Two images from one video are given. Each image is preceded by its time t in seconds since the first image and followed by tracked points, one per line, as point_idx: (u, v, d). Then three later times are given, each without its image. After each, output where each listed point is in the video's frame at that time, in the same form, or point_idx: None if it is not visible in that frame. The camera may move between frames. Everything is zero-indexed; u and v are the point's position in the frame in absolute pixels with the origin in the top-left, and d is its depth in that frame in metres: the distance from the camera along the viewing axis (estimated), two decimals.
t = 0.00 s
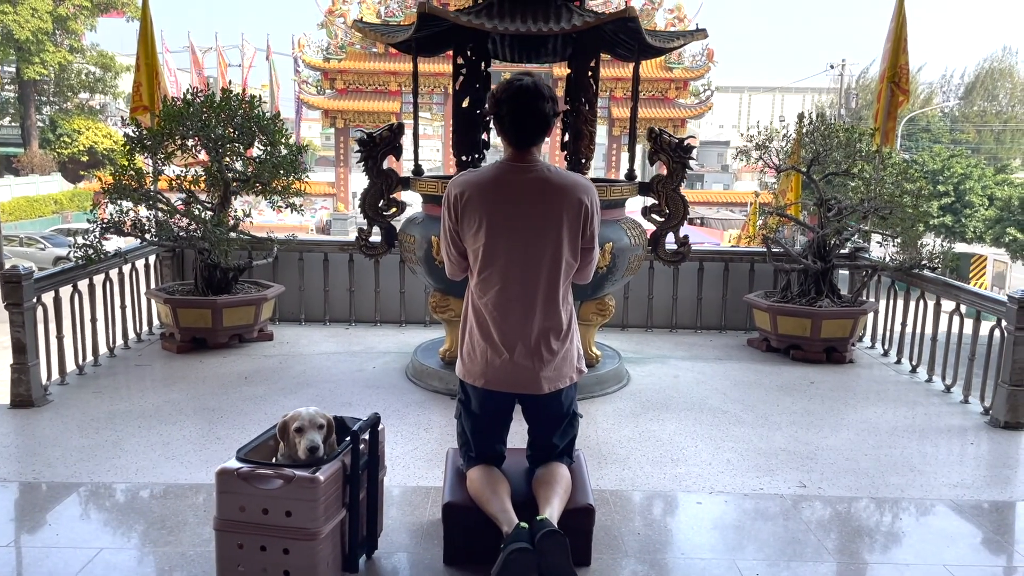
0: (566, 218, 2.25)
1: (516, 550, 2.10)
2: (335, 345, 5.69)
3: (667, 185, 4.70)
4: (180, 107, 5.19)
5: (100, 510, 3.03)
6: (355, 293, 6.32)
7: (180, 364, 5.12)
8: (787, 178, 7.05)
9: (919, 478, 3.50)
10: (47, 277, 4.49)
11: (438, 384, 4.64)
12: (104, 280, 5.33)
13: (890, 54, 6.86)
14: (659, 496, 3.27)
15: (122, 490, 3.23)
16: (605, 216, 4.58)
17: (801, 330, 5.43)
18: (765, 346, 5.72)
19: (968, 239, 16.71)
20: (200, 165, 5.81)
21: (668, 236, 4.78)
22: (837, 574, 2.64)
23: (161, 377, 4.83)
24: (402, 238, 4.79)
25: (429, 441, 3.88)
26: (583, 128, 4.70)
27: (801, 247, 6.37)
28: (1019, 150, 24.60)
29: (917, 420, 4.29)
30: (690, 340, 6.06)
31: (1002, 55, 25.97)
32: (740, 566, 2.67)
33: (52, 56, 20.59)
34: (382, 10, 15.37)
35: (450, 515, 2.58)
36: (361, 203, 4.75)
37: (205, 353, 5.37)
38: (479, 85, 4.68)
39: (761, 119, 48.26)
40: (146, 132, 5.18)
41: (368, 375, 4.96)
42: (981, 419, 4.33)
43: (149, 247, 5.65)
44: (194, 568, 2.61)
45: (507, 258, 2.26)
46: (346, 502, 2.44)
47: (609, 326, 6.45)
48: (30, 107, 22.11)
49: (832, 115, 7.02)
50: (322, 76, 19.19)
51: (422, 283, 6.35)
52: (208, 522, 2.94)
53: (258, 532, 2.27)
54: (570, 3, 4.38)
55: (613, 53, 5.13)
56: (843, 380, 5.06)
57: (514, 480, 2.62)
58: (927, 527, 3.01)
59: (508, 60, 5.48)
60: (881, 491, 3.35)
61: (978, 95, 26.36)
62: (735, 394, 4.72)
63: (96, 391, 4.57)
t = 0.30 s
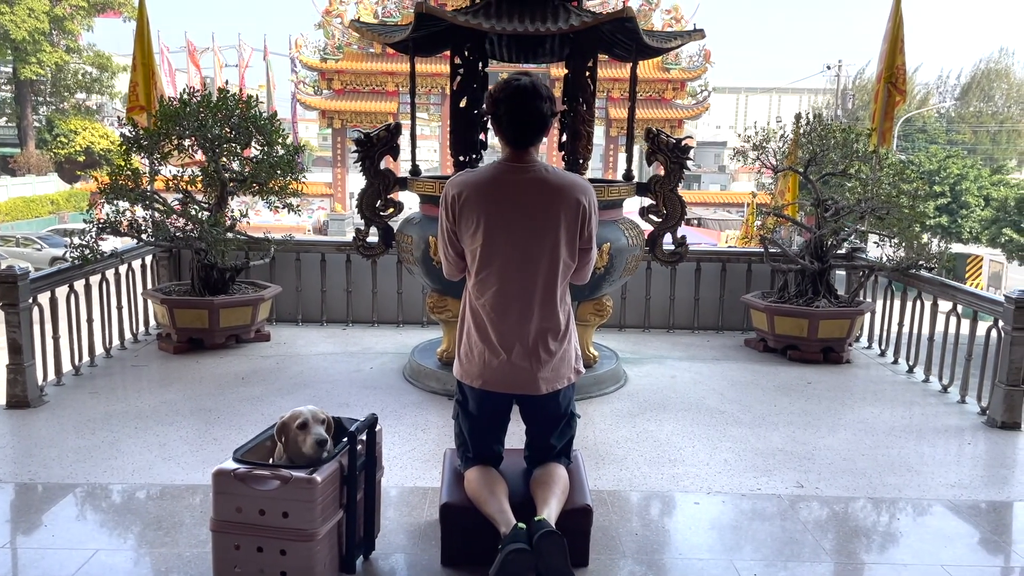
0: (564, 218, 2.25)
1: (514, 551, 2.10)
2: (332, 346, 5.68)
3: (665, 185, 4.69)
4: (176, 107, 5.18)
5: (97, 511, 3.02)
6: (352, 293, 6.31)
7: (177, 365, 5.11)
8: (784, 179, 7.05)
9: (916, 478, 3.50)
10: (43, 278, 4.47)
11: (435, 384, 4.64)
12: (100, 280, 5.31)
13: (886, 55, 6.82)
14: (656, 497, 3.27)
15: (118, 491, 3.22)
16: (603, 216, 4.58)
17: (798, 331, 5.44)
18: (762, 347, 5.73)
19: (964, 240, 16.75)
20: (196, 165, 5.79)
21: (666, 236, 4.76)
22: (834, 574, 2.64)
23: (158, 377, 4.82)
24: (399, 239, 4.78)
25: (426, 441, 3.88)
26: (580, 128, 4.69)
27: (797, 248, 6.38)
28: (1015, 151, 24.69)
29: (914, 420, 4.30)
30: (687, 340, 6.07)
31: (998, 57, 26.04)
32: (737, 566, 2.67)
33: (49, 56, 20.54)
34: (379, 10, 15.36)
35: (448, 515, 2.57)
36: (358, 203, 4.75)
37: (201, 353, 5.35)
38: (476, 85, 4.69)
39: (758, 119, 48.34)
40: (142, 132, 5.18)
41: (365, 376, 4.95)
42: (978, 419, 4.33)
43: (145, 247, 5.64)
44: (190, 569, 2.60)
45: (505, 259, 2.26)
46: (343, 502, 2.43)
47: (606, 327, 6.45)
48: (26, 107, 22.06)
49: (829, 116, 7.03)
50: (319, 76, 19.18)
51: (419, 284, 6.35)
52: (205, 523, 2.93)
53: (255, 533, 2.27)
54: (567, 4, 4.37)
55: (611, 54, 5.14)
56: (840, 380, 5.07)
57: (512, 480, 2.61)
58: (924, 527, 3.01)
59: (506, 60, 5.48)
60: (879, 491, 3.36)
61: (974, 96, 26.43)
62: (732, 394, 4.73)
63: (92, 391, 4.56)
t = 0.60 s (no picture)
0: (560, 218, 2.25)
1: (511, 551, 2.09)
2: (329, 346, 5.67)
3: (661, 185, 4.69)
4: (171, 107, 5.17)
5: (92, 512, 3.01)
6: (348, 293, 6.30)
7: (173, 365, 5.09)
8: (780, 178, 7.06)
9: (913, 477, 3.51)
10: (38, 278, 4.46)
11: (432, 384, 4.63)
12: (95, 281, 5.30)
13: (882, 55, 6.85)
14: (654, 497, 3.27)
15: (113, 491, 3.21)
16: (600, 216, 4.58)
17: (794, 330, 5.44)
18: (758, 346, 5.73)
19: (960, 239, 16.79)
20: (192, 165, 5.78)
21: (662, 236, 4.76)
22: (831, 574, 2.65)
23: (153, 378, 4.81)
24: (396, 239, 4.77)
25: (423, 441, 3.87)
26: (576, 128, 4.68)
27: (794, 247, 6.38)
28: (1010, 150, 24.75)
29: (910, 419, 4.31)
30: (683, 340, 6.07)
31: (994, 56, 26.08)
32: (734, 566, 2.67)
33: (44, 55, 20.48)
34: (375, 10, 15.34)
35: (444, 516, 2.57)
36: (354, 203, 4.74)
37: (197, 354, 5.34)
38: (473, 84, 4.68)
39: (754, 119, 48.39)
40: (138, 132, 5.16)
41: (361, 376, 4.94)
42: (974, 419, 4.34)
43: (141, 247, 5.62)
44: (186, 570, 2.60)
45: (501, 259, 2.26)
46: (339, 503, 2.43)
47: (603, 326, 6.44)
48: (21, 107, 21.99)
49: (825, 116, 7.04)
50: (315, 75, 19.15)
51: (416, 284, 6.34)
52: (201, 524, 2.92)
53: (251, 534, 2.26)
54: (564, 3, 4.37)
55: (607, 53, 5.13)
56: (836, 379, 5.07)
57: (509, 481, 2.61)
58: (921, 527, 3.01)
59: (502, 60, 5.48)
60: (875, 490, 3.36)
61: (970, 95, 26.50)
62: (729, 394, 4.73)
63: (88, 392, 4.54)
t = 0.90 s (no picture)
0: (555, 217, 2.25)
1: (507, 550, 2.10)
2: (325, 345, 5.66)
3: (657, 183, 4.70)
4: (167, 106, 5.15)
5: (88, 512, 3.00)
6: (344, 293, 6.29)
7: (169, 364, 5.08)
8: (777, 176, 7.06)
9: (909, 475, 3.51)
10: (34, 278, 4.44)
11: (428, 383, 4.63)
12: (91, 280, 5.28)
13: (878, 53, 6.78)
14: (650, 495, 3.27)
15: (110, 491, 3.21)
16: (596, 215, 4.58)
17: (790, 328, 5.45)
18: (755, 344, 5.73)
19: (956, 237, 16.83)
20: (187, 164, 5.76)
21: (658, 234, 4.77)
22: (826, 572, 2.65)
23: (150, 377, 4.80)
24: (392, 238, 4.77)
25: (420, 440, 3.87)
26: (572, 127, 4.68)
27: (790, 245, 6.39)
28: (1007, 148, 24.79)
29: (906, 417, 4.31)
30: (680, 338, 6.07)
31: (990, 54, 26.09)
32: (730, 564, 2.68)
33: (39, 54, 20.43)
34: (371, 8, 15.31)
35: (441, 515, 2.57)
36: (350, 202, 4.73)
37: (193, 353, 5.33)
38: (468, 83, 4.68)
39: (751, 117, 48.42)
40: (133, 131, 5.14)
41: (358, 375, 4.94)
42: (969, 416, 4.35)
43: (137, 247, 5.61)
44: (182, 569, 2.59)
45: (497, 258, 2.25)
46: (336, 502, 2.43)
47: (600, 325, 6.45)
48: (17, 106, 21.93)
49: (820, 115, 7.05)
50: (311, 74, 19.13)
51: (412, 283, 6.34)
52: (197, 524, 2.92)
53: (247, 534, 2.26)
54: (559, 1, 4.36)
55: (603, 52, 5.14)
56: (832, 377, 5.08)
57: (505, 480, 2.61)
58: (917, 524, 3.02)
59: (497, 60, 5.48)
60: (871, 488, 3.37)
61: (966, 94, 26.55)
62: (725, 392, 4.73)
63: (84, 392, 4.53)
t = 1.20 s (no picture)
0: (551, 216, 2.25)
1: (504, 548, 2.10)
2: (322, 343, 5.66)
3: (654, 181, 4.69)
4: (163, 105, 5.14)
5: (85, 512, 3.00)
6: (341, 291, 6.29)
7: (166, 364, 5.08)
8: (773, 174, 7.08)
9: (905, 472, 3.52)
10: (29, 277, 4.43)
11: (425, 382, 4.62)
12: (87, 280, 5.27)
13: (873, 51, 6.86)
14: (647, 493, 3.27)
15: (106, 490, 3.21)
16: (592, 213, 4.58)
17: (787, 326, 5.45)
18: (751, 342, 5.74)
19: (953, 234, 16.86)
20: (183, 163, 5.74)
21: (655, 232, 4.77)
22: (822, 569, 2.65)
23: (146, 376, 4.79)
24: (388, 236, 4.76)
25: (417, 439, 3.87)
26: (569, 125, 4.66)
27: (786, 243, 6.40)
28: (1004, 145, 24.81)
29: (903, 414, 4.32)
30: (677, 336, 6.08)
31: (987, 52, 26.08)
32: (727, 562, 2.68)
33: (35, 53, 20.38)
34: (368, 7, 15.29)
35: (437, 513, 2.57)
36: (346, 200, 4.72)
37: (190, 352, 5.32)
38: (465, 81, 4.67)
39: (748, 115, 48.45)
40: (129, 130, 5.11)
41: (355, 374, 4.93)
42: (965, 413, 4.36)
43: (133, 246, 5.60)
44: (179, 569, 2.59)
45: (493, 256, 2.25)
46: (332, 502, 2.42)
47: (597, 323, 6.45)
48: (13, 105, 21.87)
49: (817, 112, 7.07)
50: (308, 73, 19.10)
51: (409, 281, 6.34)
52: (194, 523, 2.92)
53: (244, 533, 2.26)
54: None
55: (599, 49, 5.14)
56: (829, 375, 5.09)
57: (501, 478, 2.61)
58: (913, 521, 3.03)
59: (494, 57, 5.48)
60: (868, 486, 3.37)
61: (962, 91, 26.57)
62: (722, 390, 4.74)
63: (80, 391, 4.53)
